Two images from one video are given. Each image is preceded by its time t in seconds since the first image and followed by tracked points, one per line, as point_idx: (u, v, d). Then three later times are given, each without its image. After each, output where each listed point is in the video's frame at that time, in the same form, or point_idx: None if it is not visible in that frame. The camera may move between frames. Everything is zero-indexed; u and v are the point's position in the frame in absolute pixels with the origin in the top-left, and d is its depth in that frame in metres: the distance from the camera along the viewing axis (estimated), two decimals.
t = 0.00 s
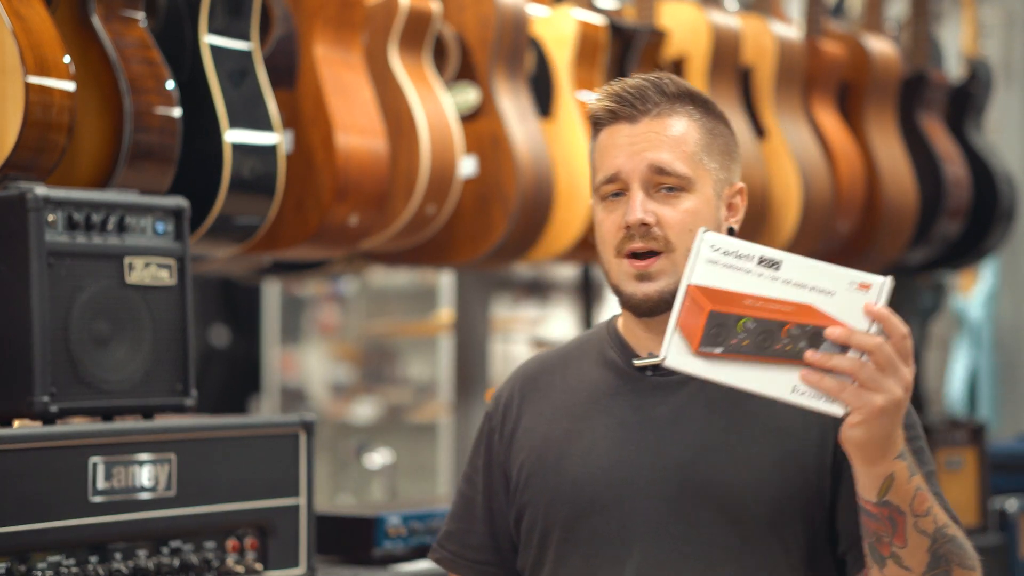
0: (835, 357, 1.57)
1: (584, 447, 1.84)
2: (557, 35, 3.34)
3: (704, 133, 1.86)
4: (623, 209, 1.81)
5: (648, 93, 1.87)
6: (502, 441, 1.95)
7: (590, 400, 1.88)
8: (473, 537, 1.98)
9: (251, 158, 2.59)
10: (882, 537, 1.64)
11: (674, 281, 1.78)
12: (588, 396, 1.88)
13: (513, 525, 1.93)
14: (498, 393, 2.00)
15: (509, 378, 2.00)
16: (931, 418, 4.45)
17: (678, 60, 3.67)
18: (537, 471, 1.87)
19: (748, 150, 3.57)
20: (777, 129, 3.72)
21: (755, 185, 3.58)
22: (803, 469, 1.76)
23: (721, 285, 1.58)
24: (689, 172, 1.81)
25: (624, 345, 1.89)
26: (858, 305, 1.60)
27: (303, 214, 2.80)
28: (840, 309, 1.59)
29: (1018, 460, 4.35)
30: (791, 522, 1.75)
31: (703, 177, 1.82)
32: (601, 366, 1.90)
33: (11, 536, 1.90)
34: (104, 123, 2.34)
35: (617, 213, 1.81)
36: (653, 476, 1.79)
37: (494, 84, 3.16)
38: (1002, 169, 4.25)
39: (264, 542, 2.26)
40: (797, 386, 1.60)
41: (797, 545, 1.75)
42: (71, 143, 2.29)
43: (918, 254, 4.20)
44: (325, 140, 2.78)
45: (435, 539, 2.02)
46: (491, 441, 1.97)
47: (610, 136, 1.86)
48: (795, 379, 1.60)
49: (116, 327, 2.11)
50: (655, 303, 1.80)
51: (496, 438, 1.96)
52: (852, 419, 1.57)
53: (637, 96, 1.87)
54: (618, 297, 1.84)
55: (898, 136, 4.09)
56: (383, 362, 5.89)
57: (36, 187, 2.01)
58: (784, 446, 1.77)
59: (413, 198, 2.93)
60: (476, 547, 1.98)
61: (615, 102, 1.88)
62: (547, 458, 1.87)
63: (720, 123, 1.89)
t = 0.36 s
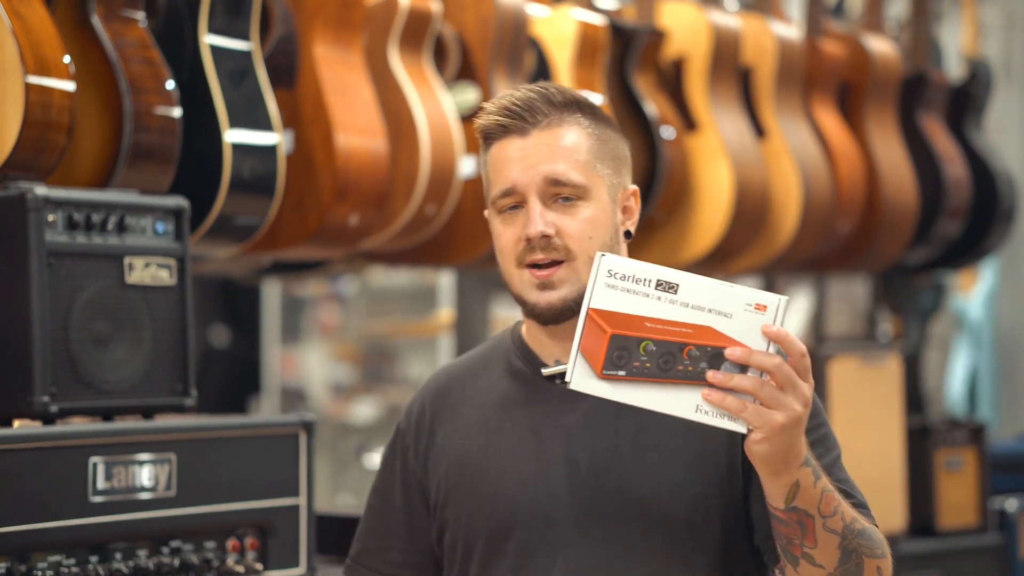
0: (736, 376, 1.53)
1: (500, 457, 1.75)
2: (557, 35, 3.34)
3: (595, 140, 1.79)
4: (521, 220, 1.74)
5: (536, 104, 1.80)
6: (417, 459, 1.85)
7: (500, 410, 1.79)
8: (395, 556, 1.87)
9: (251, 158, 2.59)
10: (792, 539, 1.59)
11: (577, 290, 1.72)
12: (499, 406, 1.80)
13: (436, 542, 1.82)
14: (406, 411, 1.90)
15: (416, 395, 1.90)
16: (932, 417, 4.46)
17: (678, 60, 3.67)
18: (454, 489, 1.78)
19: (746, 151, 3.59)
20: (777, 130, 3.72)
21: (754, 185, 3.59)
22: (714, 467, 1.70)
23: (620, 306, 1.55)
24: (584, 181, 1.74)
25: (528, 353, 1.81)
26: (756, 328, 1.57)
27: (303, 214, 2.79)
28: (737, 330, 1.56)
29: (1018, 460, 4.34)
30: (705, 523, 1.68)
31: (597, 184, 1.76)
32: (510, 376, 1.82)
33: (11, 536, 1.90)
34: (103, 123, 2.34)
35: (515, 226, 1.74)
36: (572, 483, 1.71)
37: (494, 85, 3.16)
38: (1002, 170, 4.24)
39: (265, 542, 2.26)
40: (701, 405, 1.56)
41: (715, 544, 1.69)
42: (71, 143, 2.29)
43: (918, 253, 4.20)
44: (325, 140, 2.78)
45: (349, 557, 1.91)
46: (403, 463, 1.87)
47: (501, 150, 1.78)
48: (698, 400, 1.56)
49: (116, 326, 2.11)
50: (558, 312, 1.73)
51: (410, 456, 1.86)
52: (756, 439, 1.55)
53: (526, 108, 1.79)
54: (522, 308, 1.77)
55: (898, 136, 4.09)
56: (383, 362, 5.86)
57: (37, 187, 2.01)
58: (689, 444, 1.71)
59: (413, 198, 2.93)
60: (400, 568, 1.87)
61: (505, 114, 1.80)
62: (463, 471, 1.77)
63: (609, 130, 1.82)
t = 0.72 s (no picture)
0: (729, 392, 1.46)
1: (474, 462, 1.73)
2: (557, 35, 3.34)
3: (570, 143, 1.77)
4: (497, 220, 1.71)
5: (514, 105, 1.77)
6: (392, 468, 1.82)
7: (472, 416, 1.76)
8: (369, 568, 1.85)
9: (251, 158, 2.59)
10: (779, 550, 1.54)
11: (552, 291, 1.70)
12: (471, 412, 1.77)
13: (413, 551, 1.80)
14: (379, 421, 1.87)
15: (388, 405, 1.87)
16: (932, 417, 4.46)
17: (678, 60, 3.68)
18: (430, 496, 1.75)
19: (745, 150, 3.59)
20: (777, 130, 3.73)
21: (754, 185, 3.60)
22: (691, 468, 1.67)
23: (610, 323, 1.46)
24: (559, 182, 1.72)
25: (499, 359, 1.78)
26: (743, 342, 1.50)
27: (303, 214, 2.80)
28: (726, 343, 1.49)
29: (1017, 460, 4.35)
30: (685, 525, 1.65)
31: (573, 186, 1.73)
32: (481, 382, 1.79)
33: (12, 536, 1.90)
34: (102, 123, 2.35)
35: (491, 225, 1.71)
36: (550, 485, 1.68)
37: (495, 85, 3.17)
38: (1002, 170, 4.25)
39: (264, 542, 2.26)
40: (692, 424, 1.48)
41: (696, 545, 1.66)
42: (71, 143, 2.29)
43: (918, 253, 4.20)
44: (325, 140, 2.79)
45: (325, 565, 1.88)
46: (377, 473, 1.84)
47: (478, 150, 1.76)
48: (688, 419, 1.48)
49: (116, 326, 2.11)
50: (531, 310, 1.70)
51: (385, 466, 1.84)
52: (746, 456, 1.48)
53: (504, 108, 1.77)
54: (493, 307, 1.74)
55: (898, 136, 4.10)
56: (383, 362, 5.91)
57: (37, 187, 2.01)
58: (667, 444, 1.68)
59: (413, 198, 2.94)
60: None
61: (482, 115, 1.78)
62: (439, 478, 1.74)
63: (583, 134, 1.80)
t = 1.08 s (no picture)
0: (717, 362, 1.44)
1: (471, 459, 1.71)
2: (557, 35, 3.34)
3: (602, 145, 1.75)
4: (522, 213, 1.70)
5: (552, 100, 1.75)
6: (389, 462, 1.81)
7: (473, 412, 1.75)
8: (368, 560, 1.84)
9: (251, 158, 2.59)
10: (762, 530, 1.50)
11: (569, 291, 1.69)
12: (471, 408, 1.75)
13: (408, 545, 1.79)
14: (379, 413, 1.85)
15: (388, 397, 1.86)
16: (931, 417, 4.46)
17: (678, 60, 3.68)
18: (426, 491, 1.73)
19: (746, 150, 3.59)
20: (777, 130, 3.73)
21: (754, 185, 3.60)
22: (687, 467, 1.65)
23: (617, 271, 1.50)
24: (587, 182, 1.70)
25: (501, 355, 1.77)
26: (746, 324, 1.46)
27: (303, 214, 2.80)
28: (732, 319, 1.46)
29: (1017, 460, 4.35)
30: (679, 525, 1.63)
31: (599, 188, 1.72)
32: (482, 378, 1.77)
33: (12, 536, 1.90)
34: (103, 123, 2.35)
35: (515, 218, 1.70)
36: (546, 484, 1.66)
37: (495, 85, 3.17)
38: (1002, 170, 4.25)
39: (264, 542, 2.26)
40: (679, 385, 1.47)
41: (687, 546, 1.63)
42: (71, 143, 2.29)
43: (918, 253, 4.20)
44: (325, 140, 2.79)
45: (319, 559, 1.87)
46: (375, 464, 1.83)
47: (510, 139, 1.74)
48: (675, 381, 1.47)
49: (116, 326, 2.11)
50: (547, 308, 1.70)
51: (382, 459, 1.82)
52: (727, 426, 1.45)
53: (541, 101, 1.75)
54: (506, 300, 1.73)
55: (898, 136, 4.10)
56: (383, 362, 5.88)
57: (37, 187, 2.01)
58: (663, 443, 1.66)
59: (413, 198, 2.94)
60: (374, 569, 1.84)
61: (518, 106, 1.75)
62: (435, 474, 1.73)
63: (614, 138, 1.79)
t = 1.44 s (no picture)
0: None
1: (477, 460, 1.73)
2: (557, 35, 3.34)
3: (627, 151, 1.77)
4: (545, 210, 1.70)
5: (585, 99, 1.76)
6: (396, 459, 1.82)
7: (479, 413, 1.76)
8: (371, 554, 1.86)
9: (251, 158, 2.59)
10: None
11: (583, 292, 1.71)
12: (478, 409, 1.76)
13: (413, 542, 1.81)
14: (386, 409, 1.86)
15: (396, 393, 1.87)
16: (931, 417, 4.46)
17: (678, 60, 3.68)
18: (432, 490, 1.75)
19: (746, 150, 3.60)
20: (777, 130, 3.73)
21: (754, 184, 3.60)
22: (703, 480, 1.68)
23: None
24: (612, 187, 1.72)
25: (509, 355, 1.78)
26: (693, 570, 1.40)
27: (303, 214, 2.80)
28: None
29: (1017, 460, 4.35)
30: (693, 533, 1.66)
31: (621, 193, 1.74)
32: (490, 377, 1.78)
33: (12, 536, 1.90)
34: (103, 123, 2.35)
35: (536, 215, 1.70)
36: (552, 484, 1.68)
37: (494, 85, 3.17)
38: (1002, 170, 4.25)
39: (264, 542, 2.26)
40: None
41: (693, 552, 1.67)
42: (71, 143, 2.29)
43: (918, 253, 4.20)
44: (325, 140, 2.79)
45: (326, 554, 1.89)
46: (382, 460, 1.85)
47: (540, 134, 1.73)
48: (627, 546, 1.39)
49: (116, 326, 2.11)
50: (559, 308, 1.71)
51: (390, 456, 1.84)
52: None
53: (574, 100, 1.75)
54: (516, 294, 1.73)
55: (898, 136, 4.10)
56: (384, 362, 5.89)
57: (37, 187, 2.01)
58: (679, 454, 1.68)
59: (413, 198, 2.94)
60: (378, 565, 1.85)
61: (551, 102, 1.75)
62: (441, 474, 1.75)
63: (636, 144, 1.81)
